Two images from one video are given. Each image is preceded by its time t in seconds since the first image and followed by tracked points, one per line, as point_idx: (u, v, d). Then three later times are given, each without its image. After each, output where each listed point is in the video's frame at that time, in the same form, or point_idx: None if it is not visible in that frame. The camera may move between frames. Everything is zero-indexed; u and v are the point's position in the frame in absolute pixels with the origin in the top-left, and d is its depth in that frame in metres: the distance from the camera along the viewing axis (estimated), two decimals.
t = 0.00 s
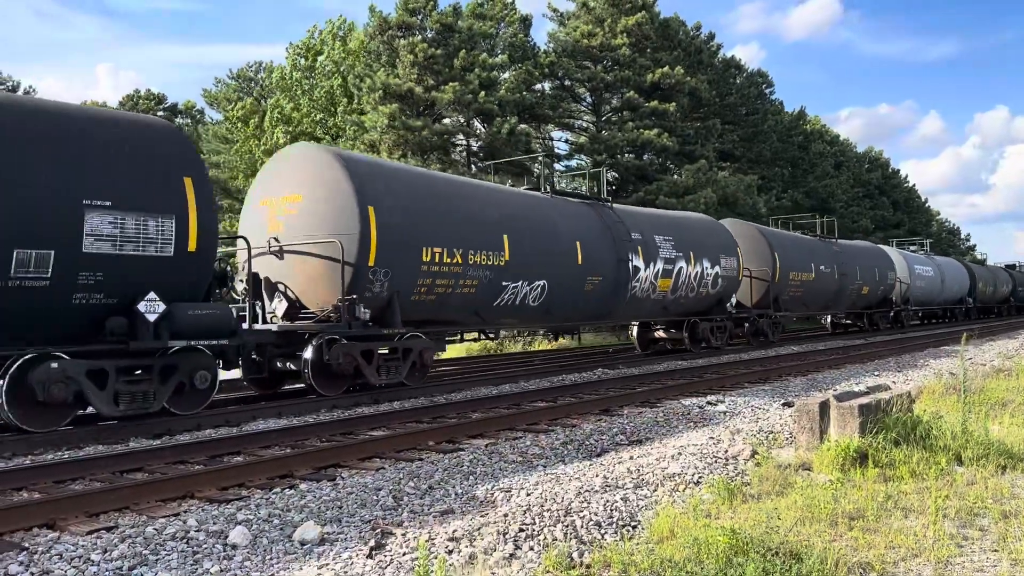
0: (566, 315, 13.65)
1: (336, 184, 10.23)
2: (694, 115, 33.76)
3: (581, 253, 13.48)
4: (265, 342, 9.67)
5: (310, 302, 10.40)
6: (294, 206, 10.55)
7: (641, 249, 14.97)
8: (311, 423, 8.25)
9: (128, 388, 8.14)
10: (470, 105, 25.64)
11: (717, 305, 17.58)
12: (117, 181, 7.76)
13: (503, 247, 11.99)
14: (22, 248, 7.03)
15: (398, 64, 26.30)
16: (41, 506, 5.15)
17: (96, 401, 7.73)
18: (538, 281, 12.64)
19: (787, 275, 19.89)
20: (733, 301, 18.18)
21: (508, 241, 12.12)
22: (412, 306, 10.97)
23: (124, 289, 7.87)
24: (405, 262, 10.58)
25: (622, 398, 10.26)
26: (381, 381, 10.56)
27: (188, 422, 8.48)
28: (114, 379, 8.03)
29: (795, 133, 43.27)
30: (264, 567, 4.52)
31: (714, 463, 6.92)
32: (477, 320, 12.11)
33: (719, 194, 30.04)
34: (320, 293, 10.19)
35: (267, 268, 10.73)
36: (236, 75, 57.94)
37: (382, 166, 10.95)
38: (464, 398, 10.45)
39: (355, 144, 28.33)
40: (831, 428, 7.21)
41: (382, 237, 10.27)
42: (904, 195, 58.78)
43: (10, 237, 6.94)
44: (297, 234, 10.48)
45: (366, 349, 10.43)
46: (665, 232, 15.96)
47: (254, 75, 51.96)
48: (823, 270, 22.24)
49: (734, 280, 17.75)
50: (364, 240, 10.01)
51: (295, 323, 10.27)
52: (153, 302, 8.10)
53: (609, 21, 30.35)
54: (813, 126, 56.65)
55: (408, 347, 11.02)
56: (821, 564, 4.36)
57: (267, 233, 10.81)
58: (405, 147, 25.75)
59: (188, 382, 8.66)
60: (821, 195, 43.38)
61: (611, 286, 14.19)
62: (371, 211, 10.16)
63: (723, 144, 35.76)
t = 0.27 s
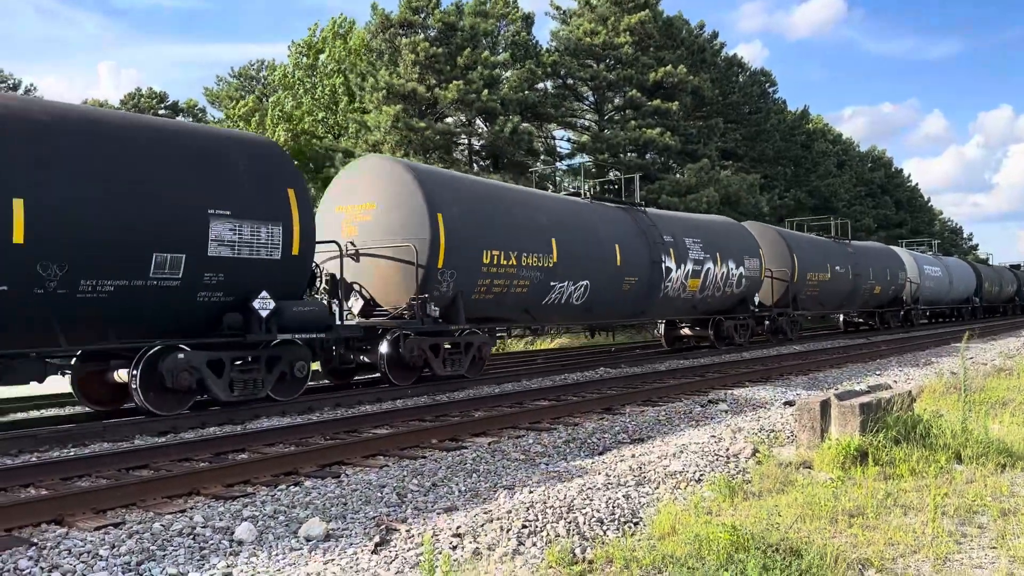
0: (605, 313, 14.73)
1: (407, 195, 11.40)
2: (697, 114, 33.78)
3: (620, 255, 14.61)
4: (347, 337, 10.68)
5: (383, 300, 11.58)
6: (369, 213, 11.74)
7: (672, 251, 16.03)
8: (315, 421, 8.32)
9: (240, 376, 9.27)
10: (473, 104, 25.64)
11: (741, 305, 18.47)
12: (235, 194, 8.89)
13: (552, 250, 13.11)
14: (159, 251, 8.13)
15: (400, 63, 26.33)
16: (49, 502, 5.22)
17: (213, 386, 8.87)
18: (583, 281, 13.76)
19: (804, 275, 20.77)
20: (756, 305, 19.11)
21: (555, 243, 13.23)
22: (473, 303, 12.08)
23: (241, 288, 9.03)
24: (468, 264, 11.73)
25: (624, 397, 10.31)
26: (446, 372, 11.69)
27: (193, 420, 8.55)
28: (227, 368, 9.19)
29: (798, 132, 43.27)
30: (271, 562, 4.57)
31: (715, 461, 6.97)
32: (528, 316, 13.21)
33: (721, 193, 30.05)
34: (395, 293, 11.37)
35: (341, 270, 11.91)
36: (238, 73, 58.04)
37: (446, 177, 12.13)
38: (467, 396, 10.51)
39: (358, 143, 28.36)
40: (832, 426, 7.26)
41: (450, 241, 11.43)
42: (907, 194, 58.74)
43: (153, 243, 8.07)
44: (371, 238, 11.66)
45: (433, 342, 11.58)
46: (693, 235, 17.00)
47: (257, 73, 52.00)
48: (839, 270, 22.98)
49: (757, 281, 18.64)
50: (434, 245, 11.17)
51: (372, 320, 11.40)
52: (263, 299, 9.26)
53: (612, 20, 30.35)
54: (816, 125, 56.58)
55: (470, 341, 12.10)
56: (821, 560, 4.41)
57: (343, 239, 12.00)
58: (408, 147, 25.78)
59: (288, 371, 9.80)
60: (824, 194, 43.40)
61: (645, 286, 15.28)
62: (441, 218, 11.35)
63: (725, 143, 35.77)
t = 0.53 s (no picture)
0: (642, 308, 15.61)
1: (471, 199, 12.33)
2: (697, 109, 33.77)
3: (655, 254, 15.43)
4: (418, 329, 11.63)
5: (449, 296, 12.53)
6: (436, 217, 12.70)
7: (701, 249, 16.79)
8: (314, 416, 8.37)
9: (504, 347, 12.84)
10: (473, 100, 25.63)
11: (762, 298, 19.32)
12: (331, 201, 9.87)
13: (595, 249, 13.94)
14: (276, 251, 9.16)
15: (400, 58, 26.31)
16: (51, 495, 5.27)
17: (319, 370, 9.91)
18: (623, 278, 14.60)
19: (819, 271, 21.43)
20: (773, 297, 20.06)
21: (598, 243, 14.05)
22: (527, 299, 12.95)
23: (338, 284, 10.06)
24: (523, 263, 12.57)
25: (622, 392, 10.37)
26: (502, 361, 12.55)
27: (194, 414, 8.61)
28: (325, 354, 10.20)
29: (798, 127, 43.26)
30: (270, 555, 4.63)
31: (711, 456, 7.02)
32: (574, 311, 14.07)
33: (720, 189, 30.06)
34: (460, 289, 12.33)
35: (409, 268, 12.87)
36: (237, 67, 57.99)
37: (500, 182, 12.95)
38: (466, 391, 10.57)
39: (357, 138, 28.36)
40: (827, 422, 7.31)
41: (509, 242, 12.31)
42: (906, 190, 58.75)
43: (265, 246, 9.04)
44: (437, 240, 12.61)
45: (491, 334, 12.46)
46: (720, 233, 17.83)
47: (257, 68, 51.93)
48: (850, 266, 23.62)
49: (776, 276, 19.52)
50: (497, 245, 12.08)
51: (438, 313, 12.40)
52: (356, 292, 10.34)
53: (612, 15, 30.29)
54: (816, 120, 56.51)
55: (523, 332, 13.03)
56: (814, 553, 4.47)
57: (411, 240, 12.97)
58: (408, 143, 25.78)
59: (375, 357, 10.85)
60: (824, 189, 43.42)
61: (677, 282, 16.14)
62: (501, 221, 12.22)
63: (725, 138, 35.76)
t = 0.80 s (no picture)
0: (665, 302, 16.25)
1: (507, 204, 13.03)
2: (695, 106, 33.74)
3: (678, 251, 16.10)
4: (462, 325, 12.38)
5: (489, 292, 13.25)
6: (477, 217, 13.42)
7: (719, 247, 17.44)
8: (310, 410, 8.37)
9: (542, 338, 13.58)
10: (471, 96, 25.56)
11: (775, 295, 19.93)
12: (394, 203, 10.67)
13: (623, 247, 14.61)
14: (347, 250, 9.95)
15: (398, 53, 26.24)
16: (45, 489, 5.27)
17: (379, 359, 10.67)
18: (648, 275, 15.26)
19: (828, 269, 21.97)
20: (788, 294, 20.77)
21: (626, 242, 14.72)
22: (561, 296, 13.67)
23: (399, 279, 10.86)
24: (557, 260, 13.25)
25: (619, 388, 10.39)
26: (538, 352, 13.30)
27: (190, 408, 8.61)
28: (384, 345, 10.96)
29: (796, 124, 43.25)
30: (265, 549, 4.63)
31: (706, 451, 7.03)
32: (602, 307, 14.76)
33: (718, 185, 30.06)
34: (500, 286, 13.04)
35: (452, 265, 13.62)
36: (233, 62, 57.76)
37: (535, 185, 13.60)
38: (462, 387, 10.57)
39: (355, 134, 28.31)
40: (822, 417, 7.32)
41: (545, 241, 12.99)
42: (904, 187, 58.80)
43: (338, 244, 9.83)
44: (479, 239, 13.34)
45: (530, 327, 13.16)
46: (738, 232, 18.45)
47: (254, 62, 51.71)
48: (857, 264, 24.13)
49: (789, 273, 20.13)
50: (532, 246, 12.75)
51: (479, 308, 13.14)
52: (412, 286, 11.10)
53: (610, 11, 30.23)
54: (813, 117, 56.50)
55: (558, 325, 13.77)
56: (807, 547, 4.48)
57: (454, 238, 13.71)
58: (406, 139, 25.74)
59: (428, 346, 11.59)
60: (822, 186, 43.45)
61: (698, 279, 16.81)
62: (538, 221, 12.91)
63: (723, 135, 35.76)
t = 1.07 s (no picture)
0: (688, 297, 17.11)
1: (549, 202, 13.92)
2: (691, 100, 33.74)
3: (701, 249, 16.95)
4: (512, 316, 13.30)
5: (533, 285, 14.06)
6: (521, 216, 14.29)
7: (738, 244, 18.28)
8: (304, 404, 8.34)
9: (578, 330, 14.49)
10: (466, 90, 25.49)
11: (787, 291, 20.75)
12: (456, 204, 11.73)
13: (652, 245, 15.46)
14: (420, 247, 11.03)
15: (393, 46, 26.16)
16: (38, 481, 5.25)
17: (439, 345, 11.68)
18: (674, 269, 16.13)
19: (837, 265, 22.69)
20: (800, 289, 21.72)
21: (655, 239, 15.58)
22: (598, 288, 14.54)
23: (462, 274, 11.96)
24: (594, 256, 14.06)
25: (613, 381, 10.40)
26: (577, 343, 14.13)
27: (183, 401, 8.59)
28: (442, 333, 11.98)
29: (792, 119, 43.30)
30: (259, 541, 4.63)
31: (700, 445, 7.05)
32: (633, 299, 15.61)
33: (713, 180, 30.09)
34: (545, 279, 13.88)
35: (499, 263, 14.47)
36: (227, 54, 57.54)
37: (573, 185, 14.46)
38: (457, 380, 10.56)
39: (350, 127, 28.21)
40: (815, 411, 7.35)
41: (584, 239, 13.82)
42: (898, 183, 58.96)
43: (412, 242, 10.91)
44: (525, 237, 14.22)
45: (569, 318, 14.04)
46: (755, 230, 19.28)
47: (249, 55, 51.45)
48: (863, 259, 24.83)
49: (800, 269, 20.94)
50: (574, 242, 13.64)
51: (525, 299, 13.96)
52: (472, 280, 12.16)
53: (606, 5, 30.19)
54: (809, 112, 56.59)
55: (595, 316, 14.68)
56: (799, 540, 4.50)
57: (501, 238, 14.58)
58: (401, 132, 25.65)
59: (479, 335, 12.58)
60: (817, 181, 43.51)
61: (720, 275, 17.64)
62: (579, 220, 13.75)
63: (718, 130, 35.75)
